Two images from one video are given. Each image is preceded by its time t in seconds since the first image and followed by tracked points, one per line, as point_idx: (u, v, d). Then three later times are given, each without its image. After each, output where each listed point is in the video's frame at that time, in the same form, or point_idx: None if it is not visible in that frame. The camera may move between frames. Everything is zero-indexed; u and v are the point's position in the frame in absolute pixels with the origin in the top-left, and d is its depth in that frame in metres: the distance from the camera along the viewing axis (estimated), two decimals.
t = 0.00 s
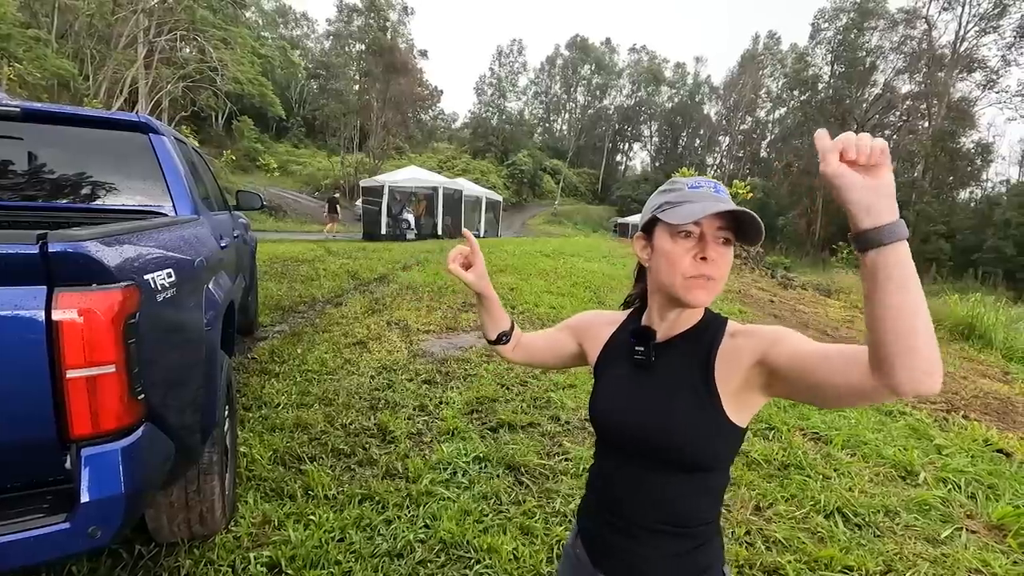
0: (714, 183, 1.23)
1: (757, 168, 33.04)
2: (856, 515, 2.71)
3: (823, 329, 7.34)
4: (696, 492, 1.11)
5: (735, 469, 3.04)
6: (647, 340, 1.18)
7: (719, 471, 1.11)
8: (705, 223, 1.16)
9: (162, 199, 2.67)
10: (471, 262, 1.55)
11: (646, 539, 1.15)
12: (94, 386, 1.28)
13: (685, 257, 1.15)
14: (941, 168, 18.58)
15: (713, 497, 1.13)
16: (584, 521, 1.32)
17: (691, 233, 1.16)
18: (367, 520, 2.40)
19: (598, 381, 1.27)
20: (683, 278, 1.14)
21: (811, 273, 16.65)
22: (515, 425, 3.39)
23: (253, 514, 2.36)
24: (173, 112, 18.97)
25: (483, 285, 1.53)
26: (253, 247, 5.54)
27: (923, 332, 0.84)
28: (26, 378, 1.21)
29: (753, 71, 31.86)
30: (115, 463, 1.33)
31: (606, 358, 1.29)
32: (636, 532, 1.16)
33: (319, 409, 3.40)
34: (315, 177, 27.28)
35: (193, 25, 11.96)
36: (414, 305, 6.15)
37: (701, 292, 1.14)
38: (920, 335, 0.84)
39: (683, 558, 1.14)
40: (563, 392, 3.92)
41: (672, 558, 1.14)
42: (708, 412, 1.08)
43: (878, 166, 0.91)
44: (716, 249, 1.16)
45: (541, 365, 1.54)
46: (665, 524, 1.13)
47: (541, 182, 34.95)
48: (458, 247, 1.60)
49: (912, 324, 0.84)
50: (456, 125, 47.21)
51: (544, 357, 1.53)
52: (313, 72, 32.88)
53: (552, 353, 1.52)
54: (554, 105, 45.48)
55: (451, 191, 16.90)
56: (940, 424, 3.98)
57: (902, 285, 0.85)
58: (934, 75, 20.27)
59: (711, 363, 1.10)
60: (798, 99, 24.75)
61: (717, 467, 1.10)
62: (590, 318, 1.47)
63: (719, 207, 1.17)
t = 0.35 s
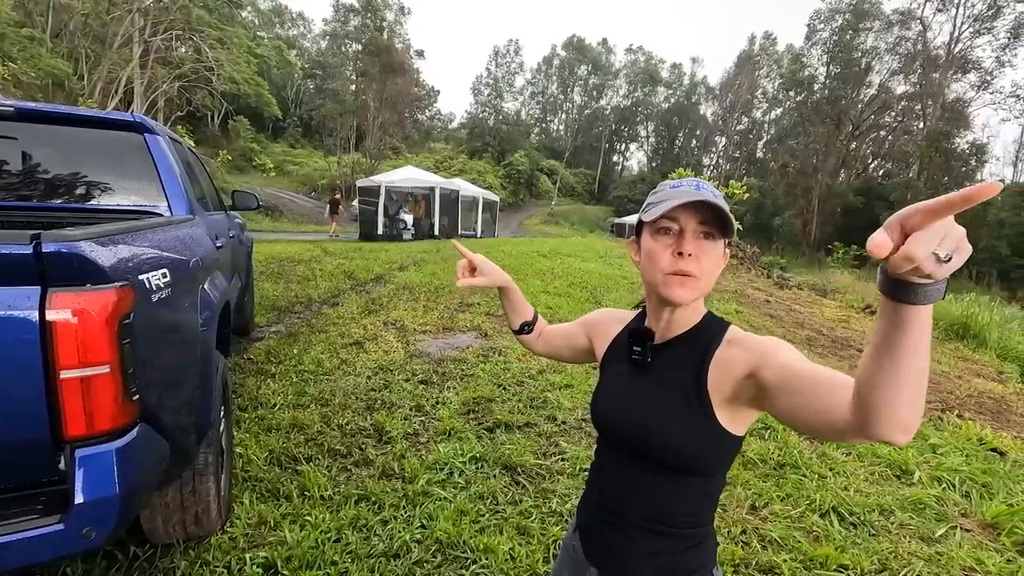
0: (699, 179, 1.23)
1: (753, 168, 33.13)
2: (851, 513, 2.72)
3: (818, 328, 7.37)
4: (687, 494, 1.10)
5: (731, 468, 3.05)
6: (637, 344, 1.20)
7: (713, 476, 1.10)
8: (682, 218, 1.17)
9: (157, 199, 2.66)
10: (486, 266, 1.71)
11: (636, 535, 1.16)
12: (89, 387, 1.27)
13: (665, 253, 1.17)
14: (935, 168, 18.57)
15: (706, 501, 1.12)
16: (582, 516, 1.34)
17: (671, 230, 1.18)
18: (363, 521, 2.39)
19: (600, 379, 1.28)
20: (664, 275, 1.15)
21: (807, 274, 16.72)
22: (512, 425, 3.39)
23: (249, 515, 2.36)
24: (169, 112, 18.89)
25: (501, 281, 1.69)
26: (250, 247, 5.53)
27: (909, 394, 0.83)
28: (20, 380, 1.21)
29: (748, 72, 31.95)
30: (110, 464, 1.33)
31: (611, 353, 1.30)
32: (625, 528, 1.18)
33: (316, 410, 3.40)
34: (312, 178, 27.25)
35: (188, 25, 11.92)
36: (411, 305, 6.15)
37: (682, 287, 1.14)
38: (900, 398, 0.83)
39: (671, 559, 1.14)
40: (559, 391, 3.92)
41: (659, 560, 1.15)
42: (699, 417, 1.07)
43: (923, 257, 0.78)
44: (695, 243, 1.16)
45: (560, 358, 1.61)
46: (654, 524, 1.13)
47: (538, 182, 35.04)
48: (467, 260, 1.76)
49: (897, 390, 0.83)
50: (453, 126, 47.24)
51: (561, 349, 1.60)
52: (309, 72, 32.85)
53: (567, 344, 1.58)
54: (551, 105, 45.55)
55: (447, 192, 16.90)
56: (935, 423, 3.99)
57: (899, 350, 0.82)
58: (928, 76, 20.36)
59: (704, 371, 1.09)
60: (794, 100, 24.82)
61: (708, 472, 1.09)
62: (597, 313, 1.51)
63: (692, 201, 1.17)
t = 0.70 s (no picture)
0: (696, 183, 1.23)
1: (751, 169, 33.20)
2: (848, 513, 2.73)
3: (815, 328, 7.38)
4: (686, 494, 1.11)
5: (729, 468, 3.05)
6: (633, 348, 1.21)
7: (713, 478, 1.10)
8: (678, 223, 1.18)
9: (153, 199, 2.65)
10: (494, 267, 1.73)
11: (631, 534, 1.16)
12: (84, 388, 1.27)
13: (662, 259, 1.17)
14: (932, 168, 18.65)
15: (704, 502, 1.12)
16: (579, 511, 1.35)
17: (667, 234, 1.18)
18: (360, 521, 2.39)
19: (600, 379, 1.29)
20: (661, 280, 1.16)
21: (803, 273, 16.78)
22: (509, 425, 3.39)
23: (246, 516, 2.35)
24: (165, 112, 18.85)
25: (509, 282, 1.70)
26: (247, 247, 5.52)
27: (893, 402, 0.83)
28: (17, 382, 1.20)
29: (745, 72, 32.01)
30: (106, 464, 1.32)
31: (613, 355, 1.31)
32: (621, 527, 1.18)
33: (313, 410, 3.39)
34: (310, 178, 27.23)
35: (185, 24, 11.87)
36: (408, 305, 6.16)
37: (681, 292, 1.14)
38: (886, 406, 0.83)
39: (668, 559, 1.14)
40: (557, 392, 3.92)
41: (656, 559, 1.15)
42: (697, 419, 1.07)
43: (895, 250, 0.80)
44: (693, 247, 1.17)
45: (566, 360, 1.62)
46: (651, 523, 1.14)
47: (535, 182, 35.09)
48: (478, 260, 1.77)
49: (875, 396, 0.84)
50: (451, 126, 47.26)
51: (568, 351, 1.61)
52: (306, 72, 32.82)
53: (575, 346, 1.59)
54: (548, 105, 45.61)
55: (445, 192, 16.90)
56: (931, 423, 4.01)
57: (881, 354, 0.84)
58: (924, 76, 20.41)
59: (703, 373, 1.08)
60: (791, 100, 24.86)
61: (707, 474, 1.09)
62: (603, 316, 1.51)
63: (689, 205, 1.17)
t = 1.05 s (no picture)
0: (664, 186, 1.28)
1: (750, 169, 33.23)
2: (847, 512, 2.73)
3: (815, 328, 7.39)
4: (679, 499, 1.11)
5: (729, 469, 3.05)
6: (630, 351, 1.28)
7: (709, 489, 1.09)
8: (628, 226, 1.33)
9: (153, 199, 2.65)
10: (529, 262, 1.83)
11: (623, 533, 1.18)
12: (85, 389, 1.27)
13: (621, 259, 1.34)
14: (931, 169, 18.36)
15: (699, 511, 1.12)
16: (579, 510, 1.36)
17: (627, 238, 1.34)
18: (360, 521, 2.39)
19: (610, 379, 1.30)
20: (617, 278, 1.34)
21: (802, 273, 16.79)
22: (509, 425, 3.39)
23: (245, 516, 2.35)
24: (164, 112, 18.86)
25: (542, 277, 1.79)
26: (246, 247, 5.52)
27: (787, 487, 0.79)
28: (16, 383, 1.20)
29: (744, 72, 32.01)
30: (106, 464, 1.32)
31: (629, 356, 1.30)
32: (616, 527, 1.19)
33: (313, 410, 3.39)
34: (309, 178, 27.25)
35: (184, 24, 11.86)
36: (408, 305, 6.16)
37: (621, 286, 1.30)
38: (777, 489, 0.80)
39: (656, 561, 1.15)
40: (557, 392, 3.93)
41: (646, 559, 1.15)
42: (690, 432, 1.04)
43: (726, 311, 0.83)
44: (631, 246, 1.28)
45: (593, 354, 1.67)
46: (644, 527, 1.14)
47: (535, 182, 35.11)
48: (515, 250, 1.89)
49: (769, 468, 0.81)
50: (450, 126, 47.26)
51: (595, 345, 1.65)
52: (306, 72, 32.83)
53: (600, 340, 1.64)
54: (547, 105, 45.64)
55: (444, 192, 16.91)
56: (930, 422, 4.02)
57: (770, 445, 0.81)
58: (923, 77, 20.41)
59: (698, 388, 1.04)
60: (790, 100, 24.85)
61: (702, 486, 1.08)
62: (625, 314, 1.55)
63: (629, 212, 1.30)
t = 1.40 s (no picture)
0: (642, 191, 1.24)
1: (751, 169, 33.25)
2: (848, 513, 2.73)
3: (817, 329, 7.37)
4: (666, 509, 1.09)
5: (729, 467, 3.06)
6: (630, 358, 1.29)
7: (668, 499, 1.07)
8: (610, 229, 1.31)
9: (154, 199, 2.65)
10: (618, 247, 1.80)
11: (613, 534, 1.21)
12: (86, 389, 1.28)
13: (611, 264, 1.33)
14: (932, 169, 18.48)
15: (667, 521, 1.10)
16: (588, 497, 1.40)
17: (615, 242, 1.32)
18: (361, 521, 2.39)
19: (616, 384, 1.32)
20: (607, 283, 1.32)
21: (803, 273, 16.79)
22: (509, 425, 3.40)
23: (247, 515, 2.36)
24: (165, 112, 18.86)
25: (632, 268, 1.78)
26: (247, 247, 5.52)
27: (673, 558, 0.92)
28: (20, 383, 1.21)
29: (746, 72, 31.92)
30: (108, 464, 1.33)
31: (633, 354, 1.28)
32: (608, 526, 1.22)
33: (314, 410, 3.39)
34: (310, 178, 27.28)
35: (185, 24, 11.87)
36: (408, 305, 6.15)
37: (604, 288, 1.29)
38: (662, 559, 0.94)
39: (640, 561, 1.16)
40: (557, 392, 3.93)
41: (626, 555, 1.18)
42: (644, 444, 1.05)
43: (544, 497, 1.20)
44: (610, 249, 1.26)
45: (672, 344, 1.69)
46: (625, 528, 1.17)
47: (535, 182, 35.15)
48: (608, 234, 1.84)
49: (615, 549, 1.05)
50: (451, 126, 47.32)
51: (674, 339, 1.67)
52: (307, 72, 32.86)
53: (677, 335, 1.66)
54: (548, 105, 45.64)
55: (445, 192, 16.90)
56: (930, 423, 4.02)
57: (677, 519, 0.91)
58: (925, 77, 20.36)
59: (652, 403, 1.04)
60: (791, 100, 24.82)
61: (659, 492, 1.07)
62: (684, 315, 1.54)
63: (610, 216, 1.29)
